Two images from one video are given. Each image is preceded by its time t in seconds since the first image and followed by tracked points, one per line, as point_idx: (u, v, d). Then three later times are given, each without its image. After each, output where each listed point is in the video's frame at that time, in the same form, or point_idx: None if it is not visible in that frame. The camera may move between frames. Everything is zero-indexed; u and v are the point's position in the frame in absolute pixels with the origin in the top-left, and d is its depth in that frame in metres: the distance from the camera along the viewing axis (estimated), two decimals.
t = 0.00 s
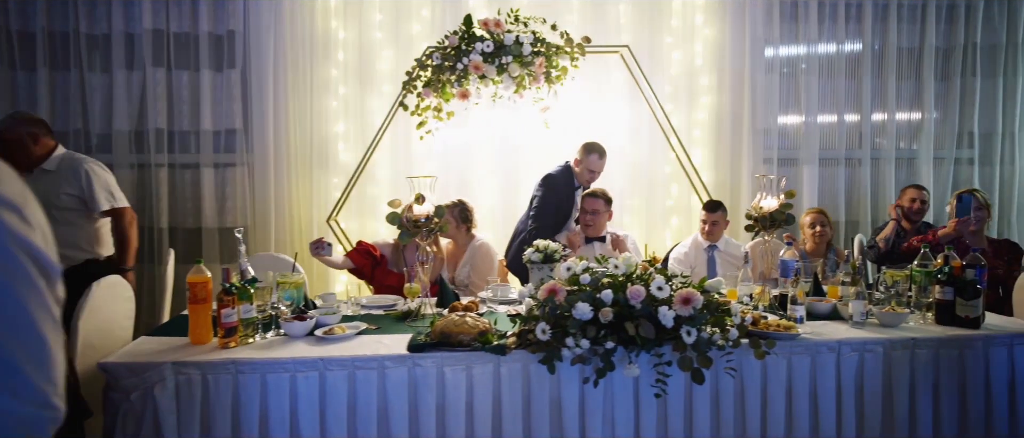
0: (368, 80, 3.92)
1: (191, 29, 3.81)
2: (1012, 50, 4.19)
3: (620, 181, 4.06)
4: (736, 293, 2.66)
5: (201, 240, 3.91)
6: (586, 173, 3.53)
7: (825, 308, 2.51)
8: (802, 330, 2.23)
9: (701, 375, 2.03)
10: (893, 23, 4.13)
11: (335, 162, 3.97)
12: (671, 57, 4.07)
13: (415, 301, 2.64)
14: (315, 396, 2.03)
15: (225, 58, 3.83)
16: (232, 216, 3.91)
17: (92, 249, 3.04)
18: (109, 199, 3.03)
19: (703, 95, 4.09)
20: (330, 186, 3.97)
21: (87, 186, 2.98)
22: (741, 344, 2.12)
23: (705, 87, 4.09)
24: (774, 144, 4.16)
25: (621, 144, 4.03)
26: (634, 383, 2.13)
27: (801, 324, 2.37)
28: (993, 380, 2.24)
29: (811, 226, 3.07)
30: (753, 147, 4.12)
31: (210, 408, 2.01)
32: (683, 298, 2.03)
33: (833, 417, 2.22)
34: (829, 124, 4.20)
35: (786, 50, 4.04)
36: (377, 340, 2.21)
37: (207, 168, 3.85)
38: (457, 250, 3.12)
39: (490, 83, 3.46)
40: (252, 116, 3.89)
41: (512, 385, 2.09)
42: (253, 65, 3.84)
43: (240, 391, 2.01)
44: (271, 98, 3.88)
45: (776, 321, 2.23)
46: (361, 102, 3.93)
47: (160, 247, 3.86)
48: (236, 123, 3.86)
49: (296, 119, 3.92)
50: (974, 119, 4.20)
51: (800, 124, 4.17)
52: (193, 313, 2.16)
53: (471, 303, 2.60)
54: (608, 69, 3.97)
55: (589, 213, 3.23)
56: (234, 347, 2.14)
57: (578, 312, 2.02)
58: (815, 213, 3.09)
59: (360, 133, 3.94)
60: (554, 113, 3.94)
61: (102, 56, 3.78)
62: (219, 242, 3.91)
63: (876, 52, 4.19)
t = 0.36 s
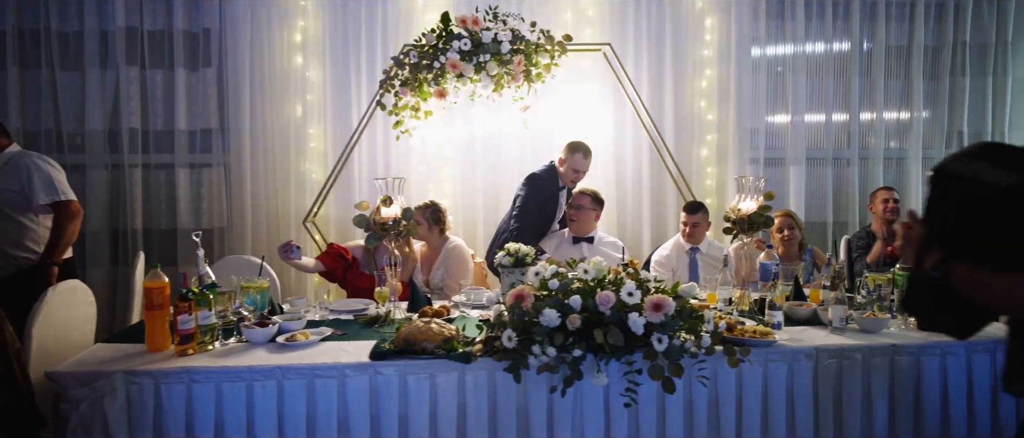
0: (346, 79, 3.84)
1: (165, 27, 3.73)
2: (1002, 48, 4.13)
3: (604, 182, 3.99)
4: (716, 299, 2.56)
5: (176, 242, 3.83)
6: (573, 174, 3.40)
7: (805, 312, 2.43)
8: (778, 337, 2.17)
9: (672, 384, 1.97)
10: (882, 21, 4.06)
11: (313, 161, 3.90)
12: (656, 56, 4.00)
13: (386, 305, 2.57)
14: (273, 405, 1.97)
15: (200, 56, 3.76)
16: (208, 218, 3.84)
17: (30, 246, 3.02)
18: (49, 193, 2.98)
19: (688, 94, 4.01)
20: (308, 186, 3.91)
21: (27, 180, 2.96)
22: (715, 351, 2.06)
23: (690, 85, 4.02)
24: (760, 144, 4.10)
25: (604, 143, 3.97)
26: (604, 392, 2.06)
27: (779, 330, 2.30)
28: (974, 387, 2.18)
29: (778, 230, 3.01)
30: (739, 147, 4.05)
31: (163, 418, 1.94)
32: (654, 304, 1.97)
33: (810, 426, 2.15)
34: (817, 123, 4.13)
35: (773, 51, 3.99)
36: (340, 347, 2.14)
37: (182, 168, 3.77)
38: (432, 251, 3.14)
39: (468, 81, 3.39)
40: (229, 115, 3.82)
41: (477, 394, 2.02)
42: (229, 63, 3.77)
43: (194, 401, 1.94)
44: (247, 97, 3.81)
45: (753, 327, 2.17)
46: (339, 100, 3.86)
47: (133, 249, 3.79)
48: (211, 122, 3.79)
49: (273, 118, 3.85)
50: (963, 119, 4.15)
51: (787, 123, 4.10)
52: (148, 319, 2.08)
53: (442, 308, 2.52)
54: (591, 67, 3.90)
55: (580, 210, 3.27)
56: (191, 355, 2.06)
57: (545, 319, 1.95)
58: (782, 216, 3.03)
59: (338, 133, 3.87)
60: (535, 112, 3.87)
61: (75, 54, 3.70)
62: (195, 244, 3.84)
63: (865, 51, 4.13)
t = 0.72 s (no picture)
0: (332, 75, 3.78)
1: (147, 22, 3.66)
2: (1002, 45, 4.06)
3: (594, 180, 3.92)
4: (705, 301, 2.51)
5: (159, 241, 3.77)
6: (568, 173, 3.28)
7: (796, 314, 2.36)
8: (767, 340, 2.09)
9: (655, 390, 1.89)
10: (879, 18, 3.99)
11: (299, 159, 3.84)
12: (649, 52, 3.93)
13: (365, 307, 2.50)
14: (241, 410, 1.90)
15: (183, 52, 3.69)
16: (192, 216, 3.77)
17: None
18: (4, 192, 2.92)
19: (681, 91, 3.94)
20: (293, 184, 3.84)
21: None
22: (700, 354, 1.99)
23: (683, 82, 3.95)
24: (755, 142, 4.03)
25: (596, 141, 3.90)
26: (585, 397, 1.99)
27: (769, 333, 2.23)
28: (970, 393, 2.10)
29: (766, 231, 2.93)
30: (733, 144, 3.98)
31: (127, 424, 1.87)
32: (636, 307, 1.89)
33: (799, 433, 2.08)
34: (813, 121, 4.06)
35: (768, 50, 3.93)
36: (313, 350, 2.07)
37: (165, 166, 3.70)
38: (417, 249, 3.09)
39: (454, 77, 3.33)
40: (213, 112, 3.75)
41: (453, 399, 1.96)
42: (213, 59, 3.70)
43: (159, 406, 1.87)
44: (231, 93, 3.74)
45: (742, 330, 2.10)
46: (326, 97, 3.80)
47: (115, 248, 3.72)
48: (195, 119, 3.72)
49: (258, 115, 3.78)
50: (962, 117, 4.08)
51: (782, 121, 4.02)
52: (114, 321, 1.99)
53: (422, 309, 2.45)
54: (582, 63, 3.83)
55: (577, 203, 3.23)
56: (159, 358, 1.98)
57: (523, 321, 1.88)
58: (771, 216, 2.96)
59: (324, 129, 3.80)
60: (524, 109, 3.81)
61: (55, 50, 3.63)
62: (178, 243, 3.78)
63: (861, 48, 4.06)
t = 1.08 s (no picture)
0: (321, 74, 3.67)
1: (130, 18, 3.53)
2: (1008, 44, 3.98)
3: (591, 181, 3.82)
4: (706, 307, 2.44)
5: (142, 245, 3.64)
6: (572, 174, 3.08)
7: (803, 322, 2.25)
8: (774, 350, 1.99)
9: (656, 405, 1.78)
10: (884, 15, 3.89)
11: (287, 160, 3.72)
12: (648, 50, 3.83)
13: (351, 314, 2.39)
14: (216, 427, 1.79)
15: (167, 48, 3.57)
16: (176, 219, 3.64)
17: None
18: None
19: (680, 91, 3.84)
20: (281, 185, 3.73)
21: None
22: (704, 367, 1.88)
23: (682, 81, 3.86)
24: (756, 143, 3.92)
25: (593, 141, 3.79)
26: (581, 412, 1.88)
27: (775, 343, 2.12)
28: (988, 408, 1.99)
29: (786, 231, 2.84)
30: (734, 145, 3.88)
31: None
32: (637, 316, 1.78)
33: None
34: (816, 122, 3.95)
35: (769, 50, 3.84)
36: (294, 362, 1.96)
37: (147, 167, 3.58)
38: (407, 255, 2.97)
39: (446, 75, 3.22)
40: (198, 111, 3.63)
41: (442, 414, 1.85)
42: (198, 56, 3.58)
43: (128, 423, 1.76)
44: (217, 92, 3.62)
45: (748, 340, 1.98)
46: (315, 96, 3.69)
47: (96, 252, 3.59)
48: (179, 118, 3.59)
49: (244, 114, 3.67)
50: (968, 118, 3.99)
51: (784, 122, 3.92)
52: (81, 332, 1.87)
53: (411, 317, 2.33)
54: (579, 62, 3.73)
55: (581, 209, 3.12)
56: (128, 371, 1.86)
57: (516, 332, 1.77)
58: (788, 216, 2.86)
59: (312, 129, 3.69)
60: (519, 108, 3.71)
61: (34, 46, 3.50)
62: (162, 246, 3.65)
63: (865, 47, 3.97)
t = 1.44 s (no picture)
0: (296, 70, 3.48)
1: (89, 8, 3.30)
2: (1001, 42, 3.93)
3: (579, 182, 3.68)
4: (706, 317, 2.30)
5: (104, 250, 3.41)
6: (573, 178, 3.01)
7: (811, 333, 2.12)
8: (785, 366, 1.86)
9: (664, 429, 1.64)
10: (878, 12, 3.81)
11: (260, 160, 3.52)
12: (637, 46, 3.71)
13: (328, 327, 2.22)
14: None
15: (130, 41, 3.34)
16: (140, 223, 3.42)
17: None
18: None
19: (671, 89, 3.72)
20: (254, 186, 3.53)
21: None
22: (713, 385, 1.74)
23: (673, 78, 3.73)
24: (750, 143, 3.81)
25: (582, 141, 3.64)
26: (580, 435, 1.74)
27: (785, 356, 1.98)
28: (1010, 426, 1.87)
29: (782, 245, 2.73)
30: (727, 145, 3.76)
31: None
32: (642, 332, 1.64)
33: None
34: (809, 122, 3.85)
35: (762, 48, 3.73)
36: (266, 382, 1.79)
37: (109, 167, 3.34)
38: (388, 261, 2.80)
39: (429, 71, 3.05)
40: (164, 108, 3.42)
41: None
42: (164, 50, 3.36)
43: None
44: (184, 88, 3.41)
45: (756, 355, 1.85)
46: (290, 92, 3.50)
47: (52, 258, 3.36)
48: (143, 116, 3.37)
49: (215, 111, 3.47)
50: (962, 116, 3.94)
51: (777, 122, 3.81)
52: (24, 352, 1.67)
53: (394, 330, 2.16)
54: (567, 57, 3.58)
55: (574, 217, 2.97)
56: (78, 395, 1.67)
57: (511, 350, 1.62)
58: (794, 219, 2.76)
59: (288, 127, 3.51)
60: (505, 106, 3.55)
61: None
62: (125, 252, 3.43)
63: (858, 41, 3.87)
